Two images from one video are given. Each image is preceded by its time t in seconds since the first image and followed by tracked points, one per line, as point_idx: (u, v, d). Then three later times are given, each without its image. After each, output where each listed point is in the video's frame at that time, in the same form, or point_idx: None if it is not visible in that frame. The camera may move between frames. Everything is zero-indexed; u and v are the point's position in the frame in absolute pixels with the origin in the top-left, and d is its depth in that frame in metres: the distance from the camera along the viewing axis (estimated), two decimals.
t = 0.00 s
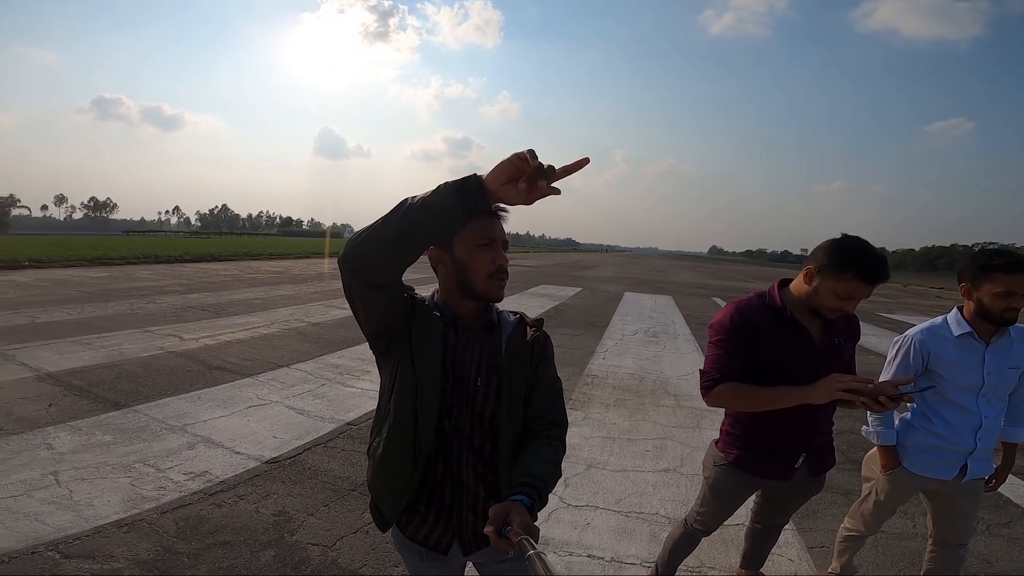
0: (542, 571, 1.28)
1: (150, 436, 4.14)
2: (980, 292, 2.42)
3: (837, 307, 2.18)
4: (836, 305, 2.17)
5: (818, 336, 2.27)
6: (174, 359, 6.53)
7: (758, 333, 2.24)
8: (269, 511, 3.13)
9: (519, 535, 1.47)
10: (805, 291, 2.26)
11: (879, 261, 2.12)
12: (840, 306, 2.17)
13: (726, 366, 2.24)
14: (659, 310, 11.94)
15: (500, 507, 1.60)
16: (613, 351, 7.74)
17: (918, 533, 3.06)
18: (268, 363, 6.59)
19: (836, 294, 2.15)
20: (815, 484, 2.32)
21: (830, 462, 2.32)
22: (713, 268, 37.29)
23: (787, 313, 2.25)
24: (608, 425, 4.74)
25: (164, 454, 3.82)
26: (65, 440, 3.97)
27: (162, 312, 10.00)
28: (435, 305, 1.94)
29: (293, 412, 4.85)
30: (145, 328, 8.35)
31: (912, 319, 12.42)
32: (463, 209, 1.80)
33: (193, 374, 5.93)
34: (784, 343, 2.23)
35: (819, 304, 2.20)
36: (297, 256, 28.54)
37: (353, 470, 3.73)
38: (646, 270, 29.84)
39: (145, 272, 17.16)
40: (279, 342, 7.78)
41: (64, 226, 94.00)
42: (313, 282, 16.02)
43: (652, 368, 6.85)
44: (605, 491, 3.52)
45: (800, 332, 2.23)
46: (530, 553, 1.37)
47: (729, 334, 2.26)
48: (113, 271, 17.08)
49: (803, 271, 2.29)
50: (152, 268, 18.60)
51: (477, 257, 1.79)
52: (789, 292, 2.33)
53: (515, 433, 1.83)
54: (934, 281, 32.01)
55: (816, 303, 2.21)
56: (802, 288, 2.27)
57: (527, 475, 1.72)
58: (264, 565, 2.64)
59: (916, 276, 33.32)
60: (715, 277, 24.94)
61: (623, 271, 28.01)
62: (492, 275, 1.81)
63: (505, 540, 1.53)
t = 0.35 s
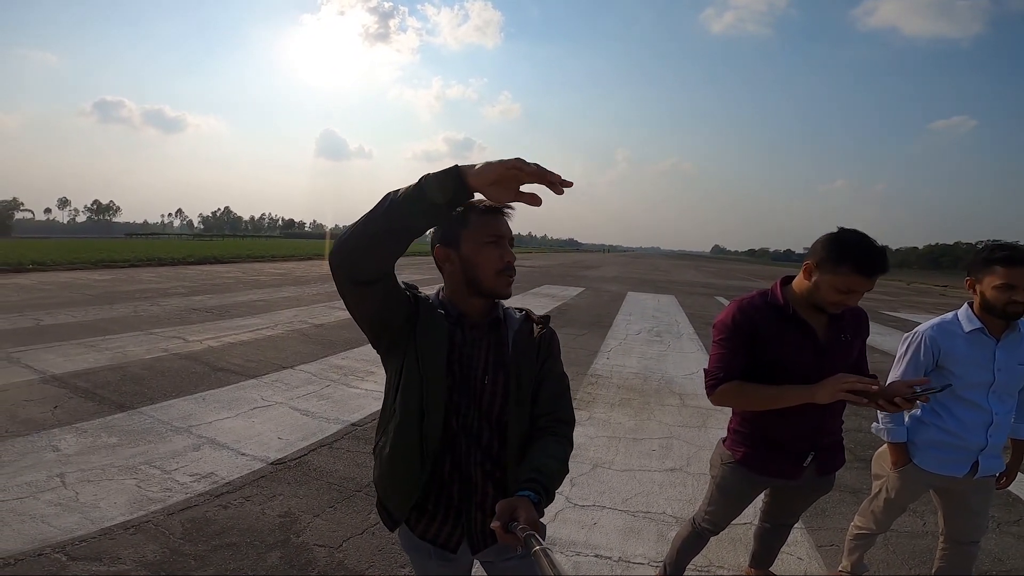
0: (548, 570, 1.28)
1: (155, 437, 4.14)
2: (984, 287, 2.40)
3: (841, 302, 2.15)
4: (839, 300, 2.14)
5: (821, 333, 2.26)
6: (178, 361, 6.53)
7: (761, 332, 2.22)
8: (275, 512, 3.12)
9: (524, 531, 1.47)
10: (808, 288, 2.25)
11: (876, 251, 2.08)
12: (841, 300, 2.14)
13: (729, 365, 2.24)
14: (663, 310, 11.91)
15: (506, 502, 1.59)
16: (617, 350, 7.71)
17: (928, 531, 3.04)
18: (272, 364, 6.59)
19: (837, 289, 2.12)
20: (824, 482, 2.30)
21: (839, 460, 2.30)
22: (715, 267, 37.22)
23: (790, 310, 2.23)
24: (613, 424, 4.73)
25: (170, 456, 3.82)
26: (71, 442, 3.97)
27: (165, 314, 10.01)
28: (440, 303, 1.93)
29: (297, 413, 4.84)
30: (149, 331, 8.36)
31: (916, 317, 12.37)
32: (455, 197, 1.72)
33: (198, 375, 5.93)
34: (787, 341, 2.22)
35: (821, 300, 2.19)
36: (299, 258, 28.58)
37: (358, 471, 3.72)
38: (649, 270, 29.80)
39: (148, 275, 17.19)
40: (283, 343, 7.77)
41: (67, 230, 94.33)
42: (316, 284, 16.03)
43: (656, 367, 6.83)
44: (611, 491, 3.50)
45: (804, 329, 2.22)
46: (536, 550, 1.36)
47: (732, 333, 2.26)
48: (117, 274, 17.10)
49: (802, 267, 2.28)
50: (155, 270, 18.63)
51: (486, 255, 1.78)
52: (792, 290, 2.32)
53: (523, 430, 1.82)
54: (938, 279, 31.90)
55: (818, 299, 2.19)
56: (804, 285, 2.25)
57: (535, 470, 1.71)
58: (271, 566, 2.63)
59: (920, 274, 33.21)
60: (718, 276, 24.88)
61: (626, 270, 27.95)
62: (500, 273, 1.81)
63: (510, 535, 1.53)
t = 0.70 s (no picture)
0: (555, 564, 1.28)
1: (159, 441, 4.15)
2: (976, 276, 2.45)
3: (831, 283, 2.16)
4: (828, 281, 2.16)
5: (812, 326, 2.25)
6: (182, 366, 6.55)
7: (746, 326, 2.25)
8: (279, 513, 3.13)
9: (529, 524, 1.48)
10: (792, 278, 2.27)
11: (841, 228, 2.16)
12: (824, 279, 2.15)
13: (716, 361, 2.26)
14: (664, 311, 11.91)
15: (511, 495, 1.60)
16: (619, 352, 7.71)
17: (934, 527, 3.03)
18: (274, 369, 6.60)
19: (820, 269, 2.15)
20: (824, 477, 2.28)
21: (839, 455, 2.28)
22: (717, 269, 37.20)
23: (776, 304, 2.25)
24: (615, 425, 4.72)
25: (174, 459, 3.83)
26: (76, 446, 3.98)
27: (168, 321, 10.04)
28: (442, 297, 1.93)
29: (300, 417, 4.85)
30: (152, 337, 8.38)
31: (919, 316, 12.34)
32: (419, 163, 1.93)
33: (201, 380, 5.95)
34: (775, 335, 2.23)
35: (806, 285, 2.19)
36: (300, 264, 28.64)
37: (361, 473, 3.72)
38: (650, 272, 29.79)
39: (151, 282, 17.24)
40: (285, 348, 7.79)
41: (70, 238, 94.67)
42: (318, 289, 16.06)
43: (658, 368, 6.83)
44: (614, 490, 3.49)
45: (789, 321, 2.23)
46: (541, 543, 1.37)
47: (719, 329, 2.29)
48: (121, 281, 17.14)
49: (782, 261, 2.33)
50: (157, 277, 18.69)
51: (488, 249, 1.80)
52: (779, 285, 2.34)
53: (525, 424, 1.82)
54: (941, 278, 31.82)
55: (803, 284, 2.20)
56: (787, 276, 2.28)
57: (537, 464, 1.71)
58: (275, 566, 2.64)
59: (922, 274, 33.14)
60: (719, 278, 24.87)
61: (627, 273, 27.94)
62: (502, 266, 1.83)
63: (515, 529, 1.53)
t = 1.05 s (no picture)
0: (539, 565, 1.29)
1: (171, 450, 4.16)
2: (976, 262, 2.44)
3: (822, 270, 2.12)
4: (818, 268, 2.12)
5: (809, 318, 2.20)
6: (192, 376, 6.58)
7: (739, 320, 2.26)
8: (288, 520, 3.12)
9: (515, 525, 1.47)
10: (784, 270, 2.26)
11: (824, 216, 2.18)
12: (813, 264, 2.13)
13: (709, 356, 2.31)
14: (671, 309, 11.85)
15: (498, 497, 1.59)
16: (627, 351, 7.67)
17: (952, 521, 2.97)
18: (283, 377, 6.63)
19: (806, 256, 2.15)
20: (830, 475, 2.22)
21: (845, 452, 2.22)
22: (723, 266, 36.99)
23: (771, 298, 2.23)
24: (624, 424, 4.69)
25: (185, 468, 3.84)
26: (89, 456, 4.00)
27: (178, 332, 10.11)
28: (433, 300, 1.92)
29: (309, 424, 4.85)
30: (163, 348, 8.44)
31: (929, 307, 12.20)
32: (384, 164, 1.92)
33: (211, 390, 5.97)
34: (770, 329, 2.20)
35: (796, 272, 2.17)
36: (307, 273, 28.77)
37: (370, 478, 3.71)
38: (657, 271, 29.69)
39: (161, 294, 17.38)
40: (294, 356, 7.82)
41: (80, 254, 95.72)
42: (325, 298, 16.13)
43: (666, 366, 6.78)
44: (623, 490, 3.46)
45: (783, 315, 2.20)
46: (527, 545, 1.37)
47: (715, 324, 2.33)
48: (131, 294, 17.31)
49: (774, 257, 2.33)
50: (167, 290, 18.84)
51: (479, 255, 1.79)
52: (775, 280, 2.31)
53: (518, 426, 1.80)
54: (951, 268, 31.47)
55: (793, 273, 2.19)
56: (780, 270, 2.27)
57: (528, 466, 1.69)
58: (285, 572, 2.63)
59: (932, 264, 32.80)
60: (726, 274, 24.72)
61: (633, 272, 27.85)
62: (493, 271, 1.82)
63: (502, 530, 1.53)
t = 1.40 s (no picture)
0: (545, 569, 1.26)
1: (178, 456, 4.17)
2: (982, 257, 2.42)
3: (818, 261, 2.12)
4: (814, 260, 2.13)
5: (816, 315, 2.19)
6: (197, 382, 6.59)
7: (748, 318, 2.27)
8: (294, 524, 3.11)
9: (520, 529, 1.45)
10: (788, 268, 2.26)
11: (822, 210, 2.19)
12: (809, 256, 2.13)
13: (717, 356, 2.39)
14: (675, 308, 11.82)
15: (502, 500, 1.57)
16: (631, 351, 7.65)
17: (965, 519, 2.94)
18: (288, 381, 6.63)
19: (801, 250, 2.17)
20: (840, 477, 2.19)
21: (856, 453, 2.19)
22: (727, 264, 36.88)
23: (779, 296, 2.23)
24: (630, 424, 4.67)
25: (192, 473, 3.84)
26: (97, 462, 4.01)
27: (184, 338, 10.14)
28: (432, 308, 1.91)
29: (315, 428, 4.85)
30: (169, 354, 8.47)
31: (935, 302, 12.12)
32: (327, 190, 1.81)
33: (216, 395, 5.98)
34: (779, 327, 2.19)
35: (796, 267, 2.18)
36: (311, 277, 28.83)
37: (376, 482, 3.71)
38: (660, 270, 29.60)
39: (166, 301, 17.44)
40: (299, 361, 7.83)
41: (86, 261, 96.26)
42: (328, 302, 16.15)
43: (671, 365, 6.76)
44: (629, 491, 3.45)
45: (791, 310, 2.19)
46: (532, 547, 1.35)
47: (725, 321, 2.38)
48: (136, 301, 17.38)
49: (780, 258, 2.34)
50: (171, 296, 18.92)
51: (459, 257, 1.78)
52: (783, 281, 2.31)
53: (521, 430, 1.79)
54: (957, 263, 31.27)
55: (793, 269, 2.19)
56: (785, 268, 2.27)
57: (532, 469, 1.68)
58: None
59: (938, 259, 32.60)
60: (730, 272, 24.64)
61: (637, 271, 27.78)
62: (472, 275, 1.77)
63: (507, 534, 1.51)
